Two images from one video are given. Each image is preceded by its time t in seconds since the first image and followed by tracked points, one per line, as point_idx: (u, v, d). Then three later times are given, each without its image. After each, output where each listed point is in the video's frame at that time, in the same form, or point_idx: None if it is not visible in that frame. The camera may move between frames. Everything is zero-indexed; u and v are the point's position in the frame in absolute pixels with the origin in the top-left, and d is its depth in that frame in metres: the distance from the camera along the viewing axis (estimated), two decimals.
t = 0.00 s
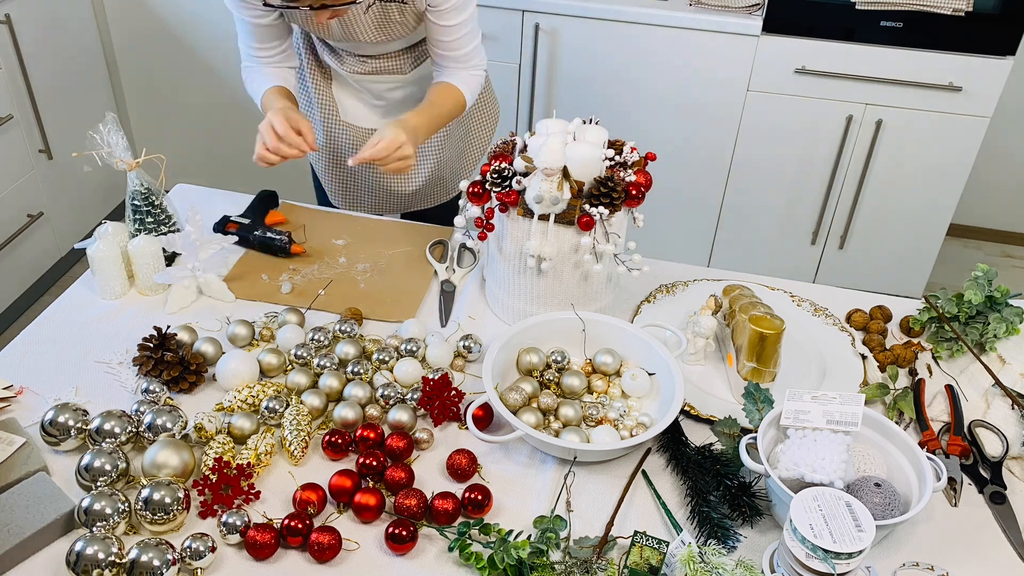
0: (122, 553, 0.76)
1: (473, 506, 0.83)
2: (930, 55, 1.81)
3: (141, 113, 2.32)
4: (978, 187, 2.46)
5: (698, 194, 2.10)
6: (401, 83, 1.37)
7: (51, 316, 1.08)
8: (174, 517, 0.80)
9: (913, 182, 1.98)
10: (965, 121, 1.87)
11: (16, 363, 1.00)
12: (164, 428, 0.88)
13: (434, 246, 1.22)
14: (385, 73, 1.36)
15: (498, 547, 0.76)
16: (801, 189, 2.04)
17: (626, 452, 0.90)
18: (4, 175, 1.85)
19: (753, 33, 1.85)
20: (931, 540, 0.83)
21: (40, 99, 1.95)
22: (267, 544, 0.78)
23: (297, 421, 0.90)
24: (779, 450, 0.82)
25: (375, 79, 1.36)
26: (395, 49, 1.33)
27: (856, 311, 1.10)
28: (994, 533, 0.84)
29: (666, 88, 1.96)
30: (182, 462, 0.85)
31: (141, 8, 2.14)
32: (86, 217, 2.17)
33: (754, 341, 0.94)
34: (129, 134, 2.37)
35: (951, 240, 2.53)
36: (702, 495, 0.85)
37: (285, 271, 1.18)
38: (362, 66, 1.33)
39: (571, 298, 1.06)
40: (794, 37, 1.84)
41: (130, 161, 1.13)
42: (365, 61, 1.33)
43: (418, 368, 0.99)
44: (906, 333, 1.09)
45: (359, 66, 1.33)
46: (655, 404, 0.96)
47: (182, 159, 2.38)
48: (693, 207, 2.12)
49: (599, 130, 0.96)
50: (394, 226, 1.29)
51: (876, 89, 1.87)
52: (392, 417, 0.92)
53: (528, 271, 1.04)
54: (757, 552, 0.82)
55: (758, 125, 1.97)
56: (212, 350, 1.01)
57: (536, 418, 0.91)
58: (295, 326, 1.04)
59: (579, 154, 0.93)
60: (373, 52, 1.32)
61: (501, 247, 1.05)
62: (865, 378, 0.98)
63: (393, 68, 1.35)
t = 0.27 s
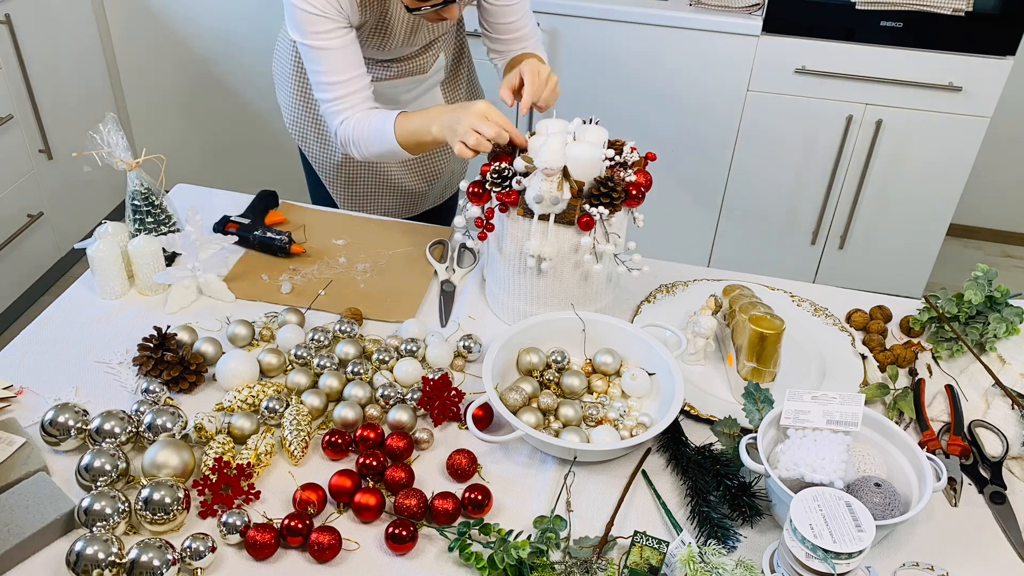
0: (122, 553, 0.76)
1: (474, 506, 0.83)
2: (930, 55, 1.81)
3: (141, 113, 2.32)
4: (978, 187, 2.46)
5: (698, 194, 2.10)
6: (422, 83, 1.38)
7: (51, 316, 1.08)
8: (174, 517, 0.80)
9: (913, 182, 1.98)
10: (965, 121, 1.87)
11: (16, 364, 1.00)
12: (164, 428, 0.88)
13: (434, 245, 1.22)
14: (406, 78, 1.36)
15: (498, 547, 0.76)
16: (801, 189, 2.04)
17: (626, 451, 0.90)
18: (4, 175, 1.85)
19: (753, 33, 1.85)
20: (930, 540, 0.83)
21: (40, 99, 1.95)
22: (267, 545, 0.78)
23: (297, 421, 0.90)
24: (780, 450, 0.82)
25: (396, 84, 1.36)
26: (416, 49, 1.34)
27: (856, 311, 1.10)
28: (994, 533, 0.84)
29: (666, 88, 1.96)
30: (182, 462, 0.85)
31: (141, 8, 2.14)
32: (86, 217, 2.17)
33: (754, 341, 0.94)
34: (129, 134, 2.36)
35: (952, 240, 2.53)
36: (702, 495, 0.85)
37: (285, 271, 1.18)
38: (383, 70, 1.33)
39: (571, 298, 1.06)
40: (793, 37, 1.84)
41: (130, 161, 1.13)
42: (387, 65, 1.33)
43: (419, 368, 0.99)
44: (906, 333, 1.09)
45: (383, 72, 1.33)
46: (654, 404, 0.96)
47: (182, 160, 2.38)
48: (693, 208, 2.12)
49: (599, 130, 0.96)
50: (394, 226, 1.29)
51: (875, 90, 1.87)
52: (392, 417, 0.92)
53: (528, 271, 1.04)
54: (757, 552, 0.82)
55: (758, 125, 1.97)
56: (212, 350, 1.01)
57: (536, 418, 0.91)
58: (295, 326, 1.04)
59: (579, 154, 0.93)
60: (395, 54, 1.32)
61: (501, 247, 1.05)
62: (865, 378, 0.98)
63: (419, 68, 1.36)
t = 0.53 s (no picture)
0: (122, 553, 0.76)
1: (473, 506, 0.83)
2: (930, 55, 1.81)
3: (141, 113, 2.32)
4: (978, 187, 2.46)
5: (699, 194, 2.10)
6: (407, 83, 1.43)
7: (51, 317, 1.08)
8: (175, 517, 0.80)
9: (913, 182, 1.98)
10: (965, 121, 1.87)
11: (16, 364, 1.00)
12: (164, 428, 0.88)
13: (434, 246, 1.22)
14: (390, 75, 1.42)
15: (498, 547, 0.76)
16: (801, 189, 2.04)
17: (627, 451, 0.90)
18: (4, 175, 1.85)
19: (753, 33, 1.85)
20: (931, 539, 0.83)
21: (40, 99, 1.95)
22: (267, 545, 0.78)
23: (298, 421, 0.90)
24: (780, 450, 0.82)
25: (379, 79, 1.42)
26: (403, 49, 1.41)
27: (856, 311, 1.10)
28: (994, 533, 0.84)
29: (666, 88, 1.96)
30: (182, 462, 0.85)
31: (141, 8, 2.14)
32: (86, 217, 2.17)
33: (754, 341, 0.94)
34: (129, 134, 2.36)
35: (952, 240, 2.53)
36: (702, 495, 0.85)
37: (285, 271, 1.18)
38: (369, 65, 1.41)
39: (571, 298, 1.06)
40: (793, 37, 1.84)
41: (130, 162, 1.13)
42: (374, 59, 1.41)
43: (419, 368, 0.99)
44: (906, 333, 1.09)
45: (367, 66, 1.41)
46: (654, 404, 0.96)
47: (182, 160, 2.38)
48: (693, 207, 2.12)
49: (599, 130, 0.96)
50: (394, 226, 1.29)
51: (875, 89, 1.87)
52: (392, 417, 0.92)
53: (528, 271, 1.04)
54: (757, 552, 0.82)
55: (758, 124, 1.97)
56: (212, 350, 1.01)
57: (536, 418, 0.91)
58: (295, 326, 1.04)
59: (579, 154, 0.93)
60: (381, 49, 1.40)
61: (501, 247, 1.05)
62: (865, 378, 0.98)
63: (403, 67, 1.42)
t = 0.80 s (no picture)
0: (122, 553, 0.76)
1: (473, 506, 0.83)
2: (930, 55, 1.81)
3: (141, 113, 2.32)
4: (978, 187, 2.46)
5: (699, 194, 2.10)
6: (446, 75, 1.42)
7: (51, 316, 1.08)
8: (174, 517, 0.80)
9: (913, 182, 1.98)
10: (965, 121, 1.87)
11: (16, 364, 1.00)
12: (164, 428, 0.88)
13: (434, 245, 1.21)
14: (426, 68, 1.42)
15: (498, 547, 0.76)
16: (801, 189, 2.04)
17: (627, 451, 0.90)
18: (4, 175, 1.85)
19: (753, 33, 1.85)
20: (930, 539, 0.83)
21: (40, 99, 1.95)
22: (267, 544, 0.78)
23: (297, 421, 0.90)
24: (780, 450, 0.82)
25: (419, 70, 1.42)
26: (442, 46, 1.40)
27: (856, 312, 1.10)
28: (993, 533, 0.84)
29: (666, 88, 1.96)
30: (182, 462, 0.85)
31: (141, 8, 2.14)
32: (86, 217, 2.17)
33: (754, 340, 0.94)
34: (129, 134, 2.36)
35: (952, 240, 2.53)
36: (702, 495, 0.85)
37: (284, 270, 1.18)
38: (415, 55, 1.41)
39: (571, 298, 1.06)
40: (793, 37, 1.84)
41: (130, 161, 1.13)
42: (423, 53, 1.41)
43: (418, 368, 0.99)
44: (906, 333, 1.09)
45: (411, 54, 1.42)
46: (654, 404, 0.96)
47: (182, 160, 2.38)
48: (693, 208, 2.12)
49: (599, 130, 0.96)
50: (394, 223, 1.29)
51: (875, 89, 1.87)
52: (391, 417, 0.92)
53: (528, 271, 1.04)
54: (757, 552, 0.82)
55: (758, 124, 1.97)
56: (212, 350, 1.01)
57: (536, 418, 0.91)
58: (295, 326, 1.04)
59: (579, 154, 0.93)
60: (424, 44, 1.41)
61: (501, 247, 1.05)
62: (865, 378, 0.98)
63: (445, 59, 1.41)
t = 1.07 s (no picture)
0: (122, 553, 0.76)
1: (473, 506, 0.83)
2: (930, 55, 1.81)
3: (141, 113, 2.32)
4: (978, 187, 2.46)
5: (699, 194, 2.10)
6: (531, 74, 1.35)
7: (50, 317, 1.08)
8: (174, 517, 0.80)
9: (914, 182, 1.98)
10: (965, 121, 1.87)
11: (16, 364, 1.00)
12: (164, 427, 0.88)
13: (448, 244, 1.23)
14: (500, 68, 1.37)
15: (498, 547, 0.76)
16: (801, 189, 2.04)
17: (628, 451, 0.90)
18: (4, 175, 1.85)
19: (753, 33, 1.85)
20: (930, 539, 0.83)
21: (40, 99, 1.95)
22: (267, 544, 0.78)
23: (297, 421, 0.90)
24: (780, 450, 0.82)
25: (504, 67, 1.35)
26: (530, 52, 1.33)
27: (856, 311, 1.10)
28: (994, 533, 0.84)
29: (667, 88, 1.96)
30: (181, 462, 0.85)
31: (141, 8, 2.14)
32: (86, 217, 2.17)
33: (754, 341, 0.94)
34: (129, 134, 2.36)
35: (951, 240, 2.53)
36: (702, 496, 0.85)
37: (284, 270, 1.18)
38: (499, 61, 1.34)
39: (571, 298, 1.06)
40: (793, 37, 1.84)
41: (130, 161, 1.13)
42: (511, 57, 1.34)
43: (419, 368, 0.99)
44: (906, 333, 1.09)
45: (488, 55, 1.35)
46: (654, 404, 0.96)
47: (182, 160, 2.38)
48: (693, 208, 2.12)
49: (599, 130, 0.95)
50: (394, 222, 1.29)
51: (875, 89, 1.87)
52: (392, 417, 0.92)
53: (528, 271, 1.04)
54: (757, 552, 0.82)
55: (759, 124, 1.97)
56: (212, 350, 1.01)
57: (536, 418, 0.91)
58: (295, 326, 1.04)
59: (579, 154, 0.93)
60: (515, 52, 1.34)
61: (501, 247, 1.05)
62: (865, 378, 0.98)
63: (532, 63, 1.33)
